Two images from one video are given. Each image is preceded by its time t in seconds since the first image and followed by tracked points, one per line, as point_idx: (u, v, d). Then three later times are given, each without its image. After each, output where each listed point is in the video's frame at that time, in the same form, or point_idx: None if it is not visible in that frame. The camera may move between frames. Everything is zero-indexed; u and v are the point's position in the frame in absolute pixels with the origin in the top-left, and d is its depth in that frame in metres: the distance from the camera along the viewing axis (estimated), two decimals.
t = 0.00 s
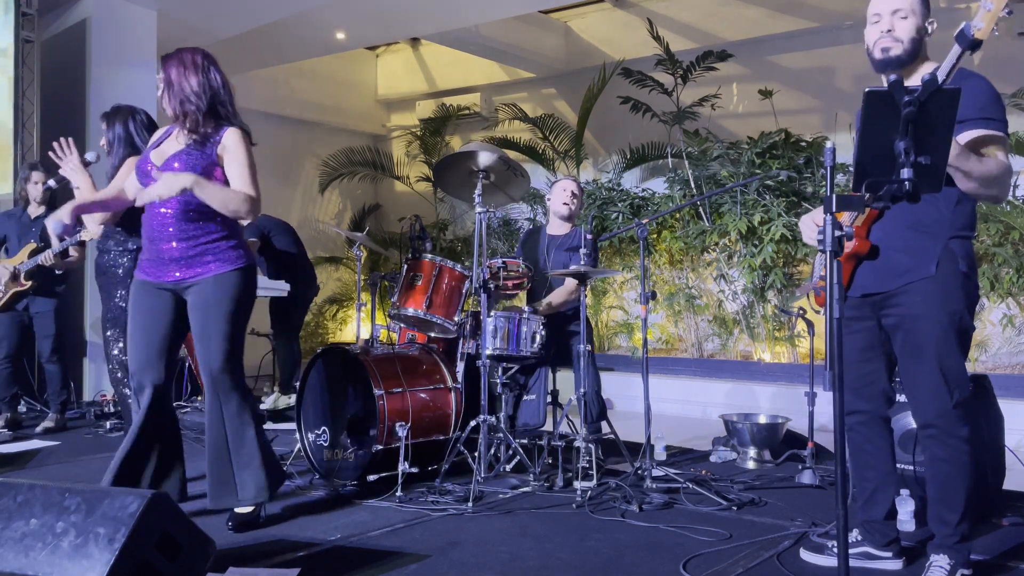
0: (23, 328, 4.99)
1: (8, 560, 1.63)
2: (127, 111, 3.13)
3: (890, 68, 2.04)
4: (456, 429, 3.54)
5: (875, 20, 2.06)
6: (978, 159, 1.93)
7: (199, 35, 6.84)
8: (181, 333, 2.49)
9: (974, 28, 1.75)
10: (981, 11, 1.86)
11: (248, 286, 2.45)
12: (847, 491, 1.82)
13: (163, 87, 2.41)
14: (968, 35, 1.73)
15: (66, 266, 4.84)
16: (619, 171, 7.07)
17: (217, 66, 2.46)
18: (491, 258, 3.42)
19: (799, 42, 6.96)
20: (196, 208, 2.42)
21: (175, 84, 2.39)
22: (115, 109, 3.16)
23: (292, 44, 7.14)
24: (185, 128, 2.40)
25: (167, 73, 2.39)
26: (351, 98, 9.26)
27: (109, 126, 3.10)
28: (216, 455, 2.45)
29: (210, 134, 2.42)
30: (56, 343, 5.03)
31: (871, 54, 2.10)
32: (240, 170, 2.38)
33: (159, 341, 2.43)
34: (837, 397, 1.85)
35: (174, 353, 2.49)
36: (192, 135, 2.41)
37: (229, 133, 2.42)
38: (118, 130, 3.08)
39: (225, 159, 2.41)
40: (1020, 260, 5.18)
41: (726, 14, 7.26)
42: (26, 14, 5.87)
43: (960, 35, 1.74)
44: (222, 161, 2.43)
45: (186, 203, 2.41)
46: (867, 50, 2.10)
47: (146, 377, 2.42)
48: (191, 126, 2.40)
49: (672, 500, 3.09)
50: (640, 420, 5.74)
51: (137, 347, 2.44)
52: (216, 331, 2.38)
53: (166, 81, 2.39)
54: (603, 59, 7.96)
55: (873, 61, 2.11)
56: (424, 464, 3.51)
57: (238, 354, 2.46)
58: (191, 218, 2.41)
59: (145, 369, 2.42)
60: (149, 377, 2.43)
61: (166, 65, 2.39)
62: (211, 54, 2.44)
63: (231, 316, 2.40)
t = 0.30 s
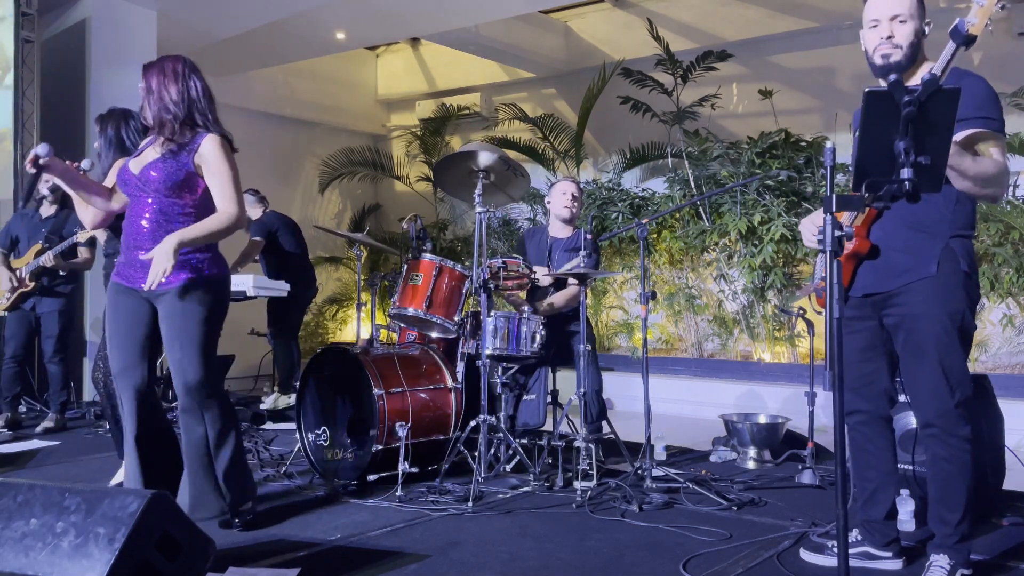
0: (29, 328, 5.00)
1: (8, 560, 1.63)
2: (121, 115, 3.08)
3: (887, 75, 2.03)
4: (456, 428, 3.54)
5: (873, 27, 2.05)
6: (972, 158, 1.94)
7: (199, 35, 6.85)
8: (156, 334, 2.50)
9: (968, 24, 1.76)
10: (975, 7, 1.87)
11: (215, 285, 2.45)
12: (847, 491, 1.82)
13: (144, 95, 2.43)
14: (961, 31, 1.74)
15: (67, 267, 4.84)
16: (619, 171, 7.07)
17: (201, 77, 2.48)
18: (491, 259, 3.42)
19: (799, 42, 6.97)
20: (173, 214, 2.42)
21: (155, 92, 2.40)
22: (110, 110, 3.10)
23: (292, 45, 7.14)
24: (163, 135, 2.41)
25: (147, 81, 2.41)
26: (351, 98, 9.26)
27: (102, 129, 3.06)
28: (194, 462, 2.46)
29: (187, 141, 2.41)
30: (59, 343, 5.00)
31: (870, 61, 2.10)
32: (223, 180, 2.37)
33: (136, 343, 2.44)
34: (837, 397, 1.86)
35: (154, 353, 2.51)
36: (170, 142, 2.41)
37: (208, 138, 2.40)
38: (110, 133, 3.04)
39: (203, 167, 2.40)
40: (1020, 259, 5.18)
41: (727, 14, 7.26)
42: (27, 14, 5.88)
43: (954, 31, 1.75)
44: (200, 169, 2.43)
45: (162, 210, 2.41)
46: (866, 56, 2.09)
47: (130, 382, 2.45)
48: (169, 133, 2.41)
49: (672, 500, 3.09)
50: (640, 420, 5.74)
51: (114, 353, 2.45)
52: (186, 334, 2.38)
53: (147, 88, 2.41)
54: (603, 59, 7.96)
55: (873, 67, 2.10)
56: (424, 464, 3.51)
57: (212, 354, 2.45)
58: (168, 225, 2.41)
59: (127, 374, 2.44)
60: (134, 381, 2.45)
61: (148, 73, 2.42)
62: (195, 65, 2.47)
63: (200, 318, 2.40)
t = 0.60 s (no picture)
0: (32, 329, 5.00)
1: (8, 560, 1.63)
2: (108, 104, 2.99)
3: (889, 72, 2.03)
4: (456, 429, 3.54)
5: (874, 24, 2.05)
6: (974, 160, 1.99)
7: (199, 35, 6.84)
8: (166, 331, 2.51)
9: (978, 25, 1.77)
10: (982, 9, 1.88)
11: (223, 282, 2.45)
12: (847, 491, 1.82)
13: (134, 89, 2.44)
14: (971, 32, 1.74)
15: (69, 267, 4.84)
16: (619, 171, 7.08)
17: (193, 71, 2.48)
18: (491, 258, 3.41)
19: (799, 42, 6.97)
20: (163, 206, 2.43)
21: (144, 86, 2.42)
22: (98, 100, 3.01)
23: (292, 45, 7.13)
24: (151, 128, 2.42)
25: (138, 76, 2.43)
26: (351, 98, 9.25)
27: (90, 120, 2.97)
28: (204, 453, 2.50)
29: (172, 132, 2.42)
30: (61, 344, 4.99)
31: (869, 57, 2.09)
32: (207, 167, 2.35)
33: (146, 339, 2.45)
34: (838, 397, 1.86)
35: (162, 349, 2.52)
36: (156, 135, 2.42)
37: (191, 129, 2.38)
38: (99, 124, 2.96)
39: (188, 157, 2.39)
40: (1020, 260, 5.18)
41: (727, 14, 7.25)
42: (27, 14, 5.88)
43: (963, 31, 1.75)
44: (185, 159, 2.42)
45: (150, 203, 2.43)
46: (864, 53, 2.09)
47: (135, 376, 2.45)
48: (156, 126, 2.42)
49: (672, 501, 3.09)
50: (640, 420, 5.74)
51: (122, 349, 2.46)
52: (194, 335, 2.38)
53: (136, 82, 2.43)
54: (603, 59, 7.96)
55: (871, 65, 2.10)
56: (424, 464, 3.51)
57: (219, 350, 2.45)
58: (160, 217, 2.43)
59: (134, 370, 2.45)
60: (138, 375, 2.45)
61: (138, 67, 2.43)
62: (186, 59, 2.46)
63: (208, 318, 2.39)
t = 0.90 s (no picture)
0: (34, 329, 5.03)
1: (8, 560, 1.63)
2: (101, 117, 2.97)
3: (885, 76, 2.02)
4: (456, 429, 3.53)
5: (866, 31, 2.04)
6: (976, 158, 1.93)
7: (198, 36, 6.84)
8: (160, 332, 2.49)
9: (978, 23, 1.76)
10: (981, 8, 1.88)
11: (223, 288, 2.45)
12: (847, 491, 1.82)
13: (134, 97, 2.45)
14: (972, 28, 1.73)
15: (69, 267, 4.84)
16: (619, 171, 7.08)
17: (192, 77, 2.49)
18: (491, 258, 3.41)
19: (799, 42, 6.96)
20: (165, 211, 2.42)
21: (143, 93, 2.42)
22: (88, 113, 2.98)
23: (291, 45, 7.13)
24: (150, 134, 2.43)
25: (137, 83, 2.43)
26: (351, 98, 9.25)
27: (84, 134, 2.94)
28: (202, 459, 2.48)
29: (172, 138, 2.42)
30: (61, 344, 4.99)
31: (864, 65, 2.09)
32: (202, 166, 2.35)
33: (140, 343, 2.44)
34: (837, 397, 1.86)
35: (158, 350, 2.51)
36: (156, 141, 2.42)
37: (192, 130, 2.39)
38: (94, 139, 2.94)
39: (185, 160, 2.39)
40: (1020, 260, 5.18)
41: (727, 14, 7.26)
42: (27, 14, 5.88)
43: (966, 28, 1.74)
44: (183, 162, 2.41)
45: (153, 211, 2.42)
46: (858, 60, 2.09)
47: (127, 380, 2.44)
48: (155, 132, 2.42)
49: (672, 501, 3.09)
50: (640, 420, 5.74)
51: (119, 351, 2.45)
52: (195, 341, 2.38)
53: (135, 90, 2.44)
54: (603, 59, 7.96)
55: (865, 71, 2.09)
56: (425, 464, 3.50)
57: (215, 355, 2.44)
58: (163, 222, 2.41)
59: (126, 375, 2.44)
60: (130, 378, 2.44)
61: (136, 75, 2.44)
62: (184, 65, 2.47)
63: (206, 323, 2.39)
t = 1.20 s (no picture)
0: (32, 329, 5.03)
1: (8, 560, 1.63)
2: (98, 113, 3.00)
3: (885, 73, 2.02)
4: (456, 429, 3.53)
5: (865, 21, 2.06)
6: (978, 157, 1.95)
7: (198, 36, 6.84)
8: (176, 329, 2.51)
9: (974, 24, 1.76)
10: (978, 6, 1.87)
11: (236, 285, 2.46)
12: (847, 490, 1.81)
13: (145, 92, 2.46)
14: (967, 30, 1.73)
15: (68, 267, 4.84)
16: (619, 171, 7.08)
17: (203, 71, 2.48)
18: (491, 258, 3.42)
19: (799, 42, 6.96)
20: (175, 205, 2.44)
21: (153, 89, 2.43)
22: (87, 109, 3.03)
23: (291, 45, 7.13)
24: (161, 131, 2.44)
25: (147, 79, 2.44)
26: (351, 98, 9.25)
27: (79, 128, 2.98)
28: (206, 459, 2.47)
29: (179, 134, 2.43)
30: (60, 343, 4.98)
31: (858, 55, 2.10)
32: (213, 161, 2.35)
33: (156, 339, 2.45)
34: (838, 397, 1.85)
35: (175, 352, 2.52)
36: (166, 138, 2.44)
37: (198, 125, 2.38)
38: (87, 133, 2.97)
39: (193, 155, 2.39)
40: (1020, 260, 5.18)
41: (727, 14, 7.26)
42: (26, 14, 5.88)
43: (960, 31, 1.75)
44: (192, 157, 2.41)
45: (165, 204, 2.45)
46: (854, 50, 2.10)
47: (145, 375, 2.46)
48: (167, 128, 2.44)
49: (672, 500, 3.09)
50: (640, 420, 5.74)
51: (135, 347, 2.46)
52: (206, 340, 2.39)
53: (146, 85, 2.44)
54: (603, 59, 7.96)
55: (860, 62, 2.10)
56: (424, 464, 3.51)
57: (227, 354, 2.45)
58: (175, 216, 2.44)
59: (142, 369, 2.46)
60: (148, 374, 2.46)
61: (147, 71, 2.44)
62: (195, 60, 2.46)
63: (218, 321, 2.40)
